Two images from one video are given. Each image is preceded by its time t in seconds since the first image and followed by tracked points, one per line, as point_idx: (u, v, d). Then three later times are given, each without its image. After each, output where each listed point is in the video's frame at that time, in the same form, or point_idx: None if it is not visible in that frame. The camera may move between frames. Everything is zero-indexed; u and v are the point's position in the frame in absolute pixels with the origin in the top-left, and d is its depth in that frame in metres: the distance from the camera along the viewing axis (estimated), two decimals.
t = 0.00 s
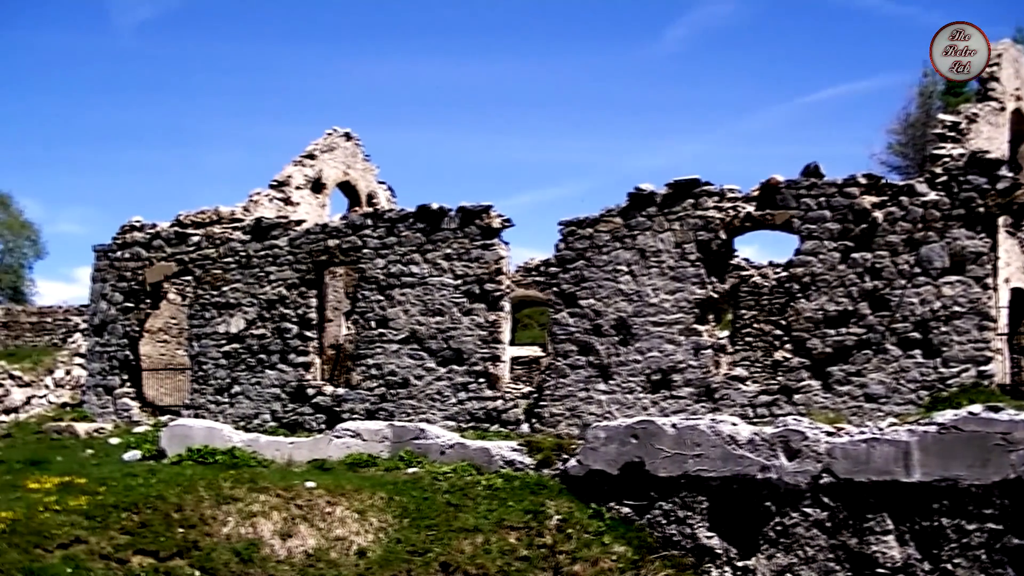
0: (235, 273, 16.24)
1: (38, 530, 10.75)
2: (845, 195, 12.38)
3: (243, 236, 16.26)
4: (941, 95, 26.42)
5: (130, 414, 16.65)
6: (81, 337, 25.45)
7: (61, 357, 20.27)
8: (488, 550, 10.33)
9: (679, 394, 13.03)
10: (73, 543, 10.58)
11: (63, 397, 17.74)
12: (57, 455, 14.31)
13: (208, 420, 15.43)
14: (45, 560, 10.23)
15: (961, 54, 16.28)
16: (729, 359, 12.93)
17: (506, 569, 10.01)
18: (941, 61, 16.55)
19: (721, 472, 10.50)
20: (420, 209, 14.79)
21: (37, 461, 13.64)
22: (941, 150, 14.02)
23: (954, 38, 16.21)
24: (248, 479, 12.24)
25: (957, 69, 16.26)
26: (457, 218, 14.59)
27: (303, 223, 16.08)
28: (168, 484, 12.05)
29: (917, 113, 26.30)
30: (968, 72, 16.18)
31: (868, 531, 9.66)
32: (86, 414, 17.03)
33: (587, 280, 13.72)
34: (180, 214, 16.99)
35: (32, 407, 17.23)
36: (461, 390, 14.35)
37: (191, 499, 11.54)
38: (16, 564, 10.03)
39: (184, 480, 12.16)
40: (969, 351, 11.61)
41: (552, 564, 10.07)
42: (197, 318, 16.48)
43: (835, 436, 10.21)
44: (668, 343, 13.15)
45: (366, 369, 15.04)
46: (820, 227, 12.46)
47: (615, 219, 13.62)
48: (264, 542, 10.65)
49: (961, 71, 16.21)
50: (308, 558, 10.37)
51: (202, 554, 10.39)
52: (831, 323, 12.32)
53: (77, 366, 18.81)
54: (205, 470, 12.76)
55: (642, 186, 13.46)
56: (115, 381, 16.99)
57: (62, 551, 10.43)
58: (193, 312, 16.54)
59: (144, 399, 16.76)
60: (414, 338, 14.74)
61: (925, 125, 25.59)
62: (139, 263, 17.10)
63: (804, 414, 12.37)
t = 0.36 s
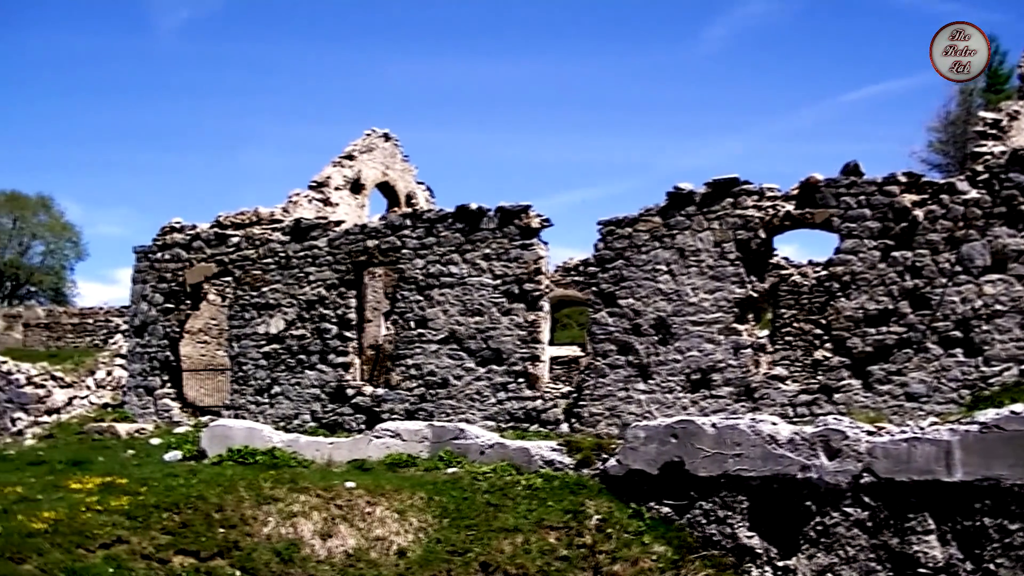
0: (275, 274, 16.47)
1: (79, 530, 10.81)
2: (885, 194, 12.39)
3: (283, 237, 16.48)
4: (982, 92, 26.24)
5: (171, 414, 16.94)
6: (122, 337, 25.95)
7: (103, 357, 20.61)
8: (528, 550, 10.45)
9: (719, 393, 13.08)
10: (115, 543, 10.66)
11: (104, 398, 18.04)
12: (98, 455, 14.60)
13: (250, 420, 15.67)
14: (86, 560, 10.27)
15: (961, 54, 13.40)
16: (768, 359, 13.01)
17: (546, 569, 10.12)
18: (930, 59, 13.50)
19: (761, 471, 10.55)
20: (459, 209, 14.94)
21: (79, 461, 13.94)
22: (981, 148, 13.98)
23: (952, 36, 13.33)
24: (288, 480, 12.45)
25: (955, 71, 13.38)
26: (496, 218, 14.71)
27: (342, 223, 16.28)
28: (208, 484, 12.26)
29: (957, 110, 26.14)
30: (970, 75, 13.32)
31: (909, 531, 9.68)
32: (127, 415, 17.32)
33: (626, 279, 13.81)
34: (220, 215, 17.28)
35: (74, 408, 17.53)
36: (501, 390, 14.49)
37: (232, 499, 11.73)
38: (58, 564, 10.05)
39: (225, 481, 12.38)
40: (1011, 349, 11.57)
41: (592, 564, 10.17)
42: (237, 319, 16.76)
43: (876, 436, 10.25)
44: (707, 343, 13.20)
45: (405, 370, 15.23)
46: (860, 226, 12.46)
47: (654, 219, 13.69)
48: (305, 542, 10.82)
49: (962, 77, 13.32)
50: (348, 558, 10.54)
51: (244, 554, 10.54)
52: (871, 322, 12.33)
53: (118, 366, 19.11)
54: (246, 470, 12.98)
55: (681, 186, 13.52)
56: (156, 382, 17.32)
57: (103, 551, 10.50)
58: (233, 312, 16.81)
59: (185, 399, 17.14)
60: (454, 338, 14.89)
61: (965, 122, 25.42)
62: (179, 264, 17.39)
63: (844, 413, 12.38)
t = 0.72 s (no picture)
0: (301, 274, 16.64)
1: (106, 530, 10.82)
2: (912, 193, 12.40)
3: (309, 237, 16.65)
4: (1010, 90, 26.09)
5: (197, 414, 17.12)
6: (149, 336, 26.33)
7: (131, 358, 20.86)
8: (553, 550, 10.54)
9: (744, 393, 13.12)
10: (142, 543, 10.69)
11: (130, 398, 18.25)
12: (125, 455, 14.81)
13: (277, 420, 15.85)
14: (114, 560, 10.28)
15: (961, 54, 12.63)
16: (795, 358, 13.10)
17: (571, 569, 10.21)
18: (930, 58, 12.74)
19: (788, 471, 10.57)
20: (485, 209, 15.05)
21: (106, 461, 14.15)
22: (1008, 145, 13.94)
23: (952, 36, 12.52)
24: (314, 479, 12.60)
25: (955, 70, 12.65)
26: (521, 217, 14.79)
27: (368, 224, 16.42)
28: (234, 484, 12.42)
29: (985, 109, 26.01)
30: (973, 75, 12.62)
31: (935, 530, 9.72)
32: (153, 414, 17.53)
33: (652, 279, 13.89)
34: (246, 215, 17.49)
35: (101, 408, 17.75)
36: (526, 390, 14.59)
37: (258, 499, 11.86)
38: (85, 563, 10.04)
39: (251, 480, 12.54)
40: None
41: (617, 564, 10.27)
42: (263, 319, 16.96)
43: (903, 435, 10.26)
44: (733, 342, 13.25)
45: (431, 370, 15.37)
46: (886, 225, 12.48)
47: (679, 218, 13.76)
48: (330, 542, 10.94)
49: (964, 77, 12.62)
50: (373, 558, 10.67)
51: (269, 554, 10.65)
52: (897, 321, 12.34)
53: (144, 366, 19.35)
54: (272, 470, 13.13)
55: (707, 185, 13.55)
56: (182, 382, 17.53)
57: (130, 551, 10.51)
58: (260, 312, 17.02)
59: (210, 399, 17.33)
60: (479, 338, 15.01)
61: (993, 121, 25.29)
62: (205, 265, 17.62)
63: (870, 413, 12.42)
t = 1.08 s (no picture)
0: (307, 274, 16.68)
1: (112, 530, 10.83)
2: (918, 192, 12.39)
3: (315, 237, 16.68)
4: (1016, 90, 26.06)
5: (203, 414, 17.16)
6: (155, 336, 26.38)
7: (138, 358, 20.91)
8: (559, 550, 10.55)
9: (750, 392, 13.13)
10: (147, 543, 10.72)
11: (137, 397, 18.34)
12: (131, 454, 14.85)
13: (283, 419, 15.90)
14: (120, 560, 10.33)
15: (961, 54, 12.63)
16: (800, 358, 13.09)
17: (577, 569, 10.23)
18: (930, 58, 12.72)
19: (794, 471, 10.58)
20: (490, 209, 15.07)
21: (112, 461, 14.19)
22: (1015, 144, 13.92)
23: (952, 36, 12.51)
24: (320, 479, 12.63)
25: (956, 70, 12.65)
26: (527, 217, 14.82)
27: (374, 224, 16.44)
28: (240, 484, 12.45)
29: (991, 108, 25.98)
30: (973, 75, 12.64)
31: (941, 530, 9.74)
32: (160, 414, 17.57)
33: (658, 279, 13.91)
34: (251, 215, 17.54)
35: (107, 408, 17.80)
36: (532, 390, 14.61)
37: (264, 499, 11.89)
38: (91, 563, 10.08)
39: (257, 480, 12.57)
40: None
41: (623, 563, 10.29)
42: (269, 319, 17.01)
43: (909, 435, 10.26)
44: (739, 342, 13.25)
45: (437, 369, 15.40)
46: (892, 225, 12.48)
47: (685, 218, 13.76)
48: (336, 542, 10.96)
49: (965, 76, 12.63)
50: (379, 558, 10.69)
51: (275, 554, 10.67)
52: (903, 321, 12.35)
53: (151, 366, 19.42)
54: (277, 470, 13.16)
55: (713, 185, 13.55)
56: (188, 382, 17.57)
57: (136, 551, 10.55)
58: (266, 312, 17.06)
59: (217, 399, 17.41)
60: (485, 337, 15.03)
61: (999, 121, 25.26)
62: (211, 264, 17.68)
63: (876, 412, 12.43)
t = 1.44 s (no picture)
0: (306, 274, 16.67)
1: (110, 530, 10.83)
2: (916, 192, 12.39)
3: (313, 237, 16.68)
4: (1015, 90, 26.06)
5: (201, 414, 17.15)
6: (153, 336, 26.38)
7: (136, 359, 20.90)
8: (558, 550, 10.55)
9: (749, 393, 13.13)
10: (146, 543, 10.72)
11: (135, 397, 18.34)
12: (130, 454, 14.84)
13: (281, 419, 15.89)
14: (119, 560, 10.33)
15: (961, 54, 12.63)
16: (797, 359, 13.14)
17: (576, 569, 10.24)
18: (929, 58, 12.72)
19: (792, 471, 10.58)
20: (489, 209, 15.06)
21: (110, 461, 14.18)
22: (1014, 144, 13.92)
23: (952, 36, 12.51)
24: (318, 480, 12.62)
25: (956, 70, 12.65)
26: (526, 217, 14.82)
27: (372, 224, 16.44)
28: (239, 484, 12.44)
29: (990, 109, 25.98)
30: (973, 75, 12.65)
31: (940, 530, 9.73)
32: (158, 414, 17.56)
33: (656, 279, 13.90)
34: (250, 215, 17.54)
35: (105, 408, 17.79)
36: (531, 390, 14.61)
37: (262, 499, 11.88)
38: (90, 563, 10.08)
39: (255, 481, 12.56)
40: None
41: (622, 564, 10.29)
42: (267, 319, 17.00)
43: (907, 435, 10.25)
44: (738, 342, 13.25)
45: (435, 369, 15.39)
46: (891, 225, 12.48)
47: (684, 218, 13.77)
48: (335, 542, 10.95)
49: (964, 77, 12.63)
50: (378, 558, 10.69)
51: (274, 554, 10.66)
52: (902, 321, 12.35)
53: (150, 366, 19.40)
54: (276, 471, 13.15)
55: (712, 185, 13.55)
56: (186, 382, 17.55)
57: (134, 551, 10.55)
58: (264, 312, 17.05)
59: (215, 399, 17.39)
60: (484, 337, 15.02)
61: (998, 121, 25.26)
62: (210, 264, 17.67)
63: (875, 412, 12.43)
